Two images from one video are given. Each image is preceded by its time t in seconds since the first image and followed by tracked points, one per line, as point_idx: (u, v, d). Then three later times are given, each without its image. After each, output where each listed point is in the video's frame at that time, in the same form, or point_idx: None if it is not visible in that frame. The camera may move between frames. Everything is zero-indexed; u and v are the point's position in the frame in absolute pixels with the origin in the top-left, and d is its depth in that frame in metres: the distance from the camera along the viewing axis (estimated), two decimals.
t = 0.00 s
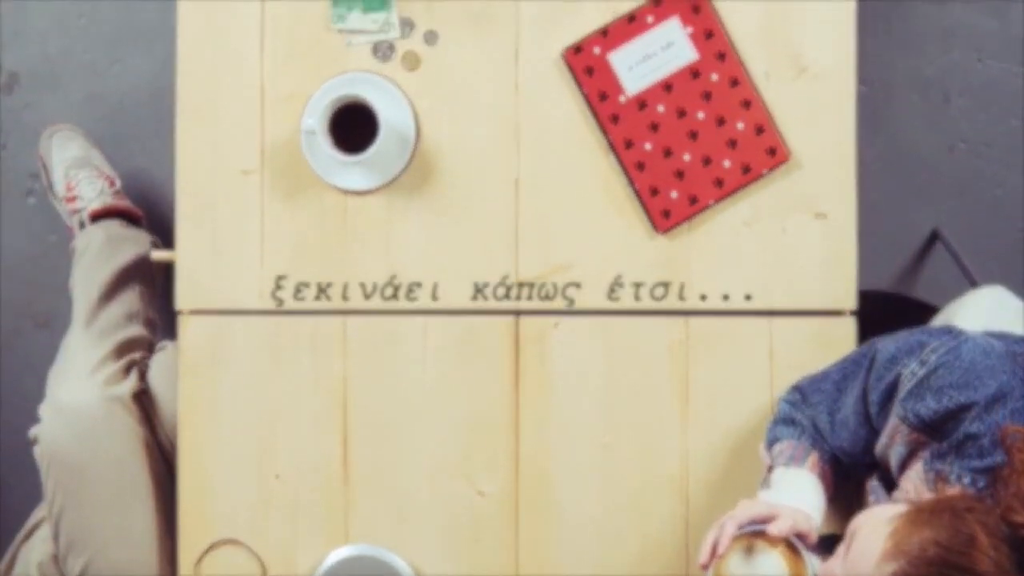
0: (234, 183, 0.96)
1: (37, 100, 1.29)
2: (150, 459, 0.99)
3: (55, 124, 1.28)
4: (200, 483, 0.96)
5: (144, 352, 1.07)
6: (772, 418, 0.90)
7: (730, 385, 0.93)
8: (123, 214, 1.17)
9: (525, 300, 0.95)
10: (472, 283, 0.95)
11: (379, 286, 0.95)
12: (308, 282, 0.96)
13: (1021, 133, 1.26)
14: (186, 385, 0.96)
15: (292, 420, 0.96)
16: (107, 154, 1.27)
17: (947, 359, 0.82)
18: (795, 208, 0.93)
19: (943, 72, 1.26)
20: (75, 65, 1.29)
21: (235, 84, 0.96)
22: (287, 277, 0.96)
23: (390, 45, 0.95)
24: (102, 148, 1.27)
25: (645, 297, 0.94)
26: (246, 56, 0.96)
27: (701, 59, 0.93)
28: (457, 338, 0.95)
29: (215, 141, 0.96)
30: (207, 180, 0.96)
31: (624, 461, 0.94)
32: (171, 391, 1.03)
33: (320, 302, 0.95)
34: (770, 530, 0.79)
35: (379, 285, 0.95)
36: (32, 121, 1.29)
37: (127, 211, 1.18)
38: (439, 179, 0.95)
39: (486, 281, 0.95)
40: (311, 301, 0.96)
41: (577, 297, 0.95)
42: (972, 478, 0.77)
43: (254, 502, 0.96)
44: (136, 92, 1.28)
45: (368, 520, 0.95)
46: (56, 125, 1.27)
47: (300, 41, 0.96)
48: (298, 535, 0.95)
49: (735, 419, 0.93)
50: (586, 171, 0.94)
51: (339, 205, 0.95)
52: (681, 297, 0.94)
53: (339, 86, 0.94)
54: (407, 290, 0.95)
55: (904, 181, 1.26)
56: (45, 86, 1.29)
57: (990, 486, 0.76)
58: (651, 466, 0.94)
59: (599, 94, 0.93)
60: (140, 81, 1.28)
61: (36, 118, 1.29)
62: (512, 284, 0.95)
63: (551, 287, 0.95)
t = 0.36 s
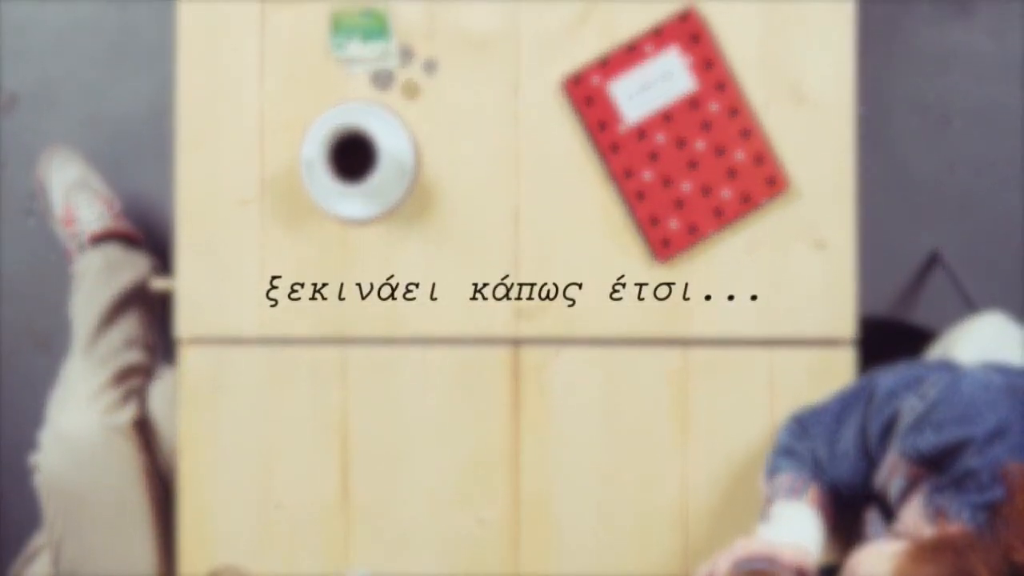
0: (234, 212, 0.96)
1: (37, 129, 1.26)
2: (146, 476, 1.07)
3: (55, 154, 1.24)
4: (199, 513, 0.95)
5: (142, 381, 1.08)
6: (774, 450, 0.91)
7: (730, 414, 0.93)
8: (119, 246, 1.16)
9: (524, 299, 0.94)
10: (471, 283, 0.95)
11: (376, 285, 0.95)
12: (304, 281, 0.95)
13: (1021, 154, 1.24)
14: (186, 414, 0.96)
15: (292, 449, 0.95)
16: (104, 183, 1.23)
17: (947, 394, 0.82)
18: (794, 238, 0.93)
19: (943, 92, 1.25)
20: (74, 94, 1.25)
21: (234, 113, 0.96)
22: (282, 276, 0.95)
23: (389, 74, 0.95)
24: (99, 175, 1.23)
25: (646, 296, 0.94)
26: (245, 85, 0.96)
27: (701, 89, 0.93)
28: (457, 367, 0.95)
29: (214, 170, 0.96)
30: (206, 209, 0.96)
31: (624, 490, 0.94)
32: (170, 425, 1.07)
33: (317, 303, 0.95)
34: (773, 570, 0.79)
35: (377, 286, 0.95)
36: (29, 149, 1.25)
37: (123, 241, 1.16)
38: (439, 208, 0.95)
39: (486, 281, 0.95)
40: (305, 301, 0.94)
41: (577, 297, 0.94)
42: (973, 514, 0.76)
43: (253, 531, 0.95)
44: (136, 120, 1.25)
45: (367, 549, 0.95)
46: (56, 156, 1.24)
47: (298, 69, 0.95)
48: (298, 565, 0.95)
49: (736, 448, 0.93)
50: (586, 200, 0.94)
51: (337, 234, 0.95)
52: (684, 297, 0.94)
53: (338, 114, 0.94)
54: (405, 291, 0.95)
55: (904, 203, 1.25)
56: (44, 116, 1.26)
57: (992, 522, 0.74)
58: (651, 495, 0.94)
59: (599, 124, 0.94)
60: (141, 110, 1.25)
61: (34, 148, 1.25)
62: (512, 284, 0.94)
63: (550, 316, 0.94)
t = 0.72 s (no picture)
0: (233, 241, 0.96)
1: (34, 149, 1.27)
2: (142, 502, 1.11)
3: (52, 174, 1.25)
4: (199, 540, 0.96)
5: (142, 407, 1.13)
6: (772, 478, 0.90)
7: (730, 443, 0.93)
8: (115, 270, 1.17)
9: (524, 299, 0.94)
10: (471, 283, 0.95)
11: (376, 285, 0.95)
12: (303, 281, 0.95)
13: (1019, 174, 1.24)
14: (186, 441, 0.96)
15: (292, 477, 0.95)
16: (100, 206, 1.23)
17: (947, 426, 0.82)
18: (794, 267, 0.93)
19: (943, 114, 1.25)
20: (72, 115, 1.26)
21: (234, 141, 0.96)
22: (281, 275, 0.95)
23: (389, 102, 0.95)
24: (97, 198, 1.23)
25: (646, 296, 0.94)
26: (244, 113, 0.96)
27: (700, 117, 0.93)
28: (457, 396, 0.95)
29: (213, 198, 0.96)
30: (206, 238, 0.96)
31: (624, 518, 0.94)
32: (169, 450, 1.10)
33: (316, 303, 0.95)
34: None
35: (377, 286, 0.95)
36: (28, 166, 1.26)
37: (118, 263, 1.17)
38: (438, 237, 0.95)
39: (486, 281, 0.94)
40: (305, 301, 0.95)
41: (577, 297, 0.94)
42: (971, 546, 0.78)
43: (254, 559, 0.95)
44: (134, 140, 1.24)
45: None
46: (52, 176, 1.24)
47: (298, 97, 0.95)
48: None
49: (736, 477, 0.93)
50: (586, 229, 0.94)
51: (338, 261, 0.95)
52: (685, 297, 0.94)
53: (338, 142, 0.94)
54: (405, 291, 0.95)
55: (903, 224, 1.24)
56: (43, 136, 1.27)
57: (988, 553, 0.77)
58: (651, 524, 0.94)
59: (599, 153, 0.94)
60: (138, 134, 1.25)
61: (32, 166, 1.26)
62: (512, 284, 0.94)
63: (550, 345, 0.94)
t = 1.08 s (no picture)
0: (233, 269, 0.96)
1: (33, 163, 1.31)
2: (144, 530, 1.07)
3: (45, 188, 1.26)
4: (199, 569, 0.95)
5: (142, 434, 1.11)
6: (771, 507, 0.89)
7: (730, 472, 0.93)
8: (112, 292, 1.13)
9: (524, 300, 0.94)
10: (471, 283, 0.95)
11: (376, 285, 0.95)
12: (304, 281, 0.95)
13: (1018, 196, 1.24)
14: (186, 470, 0.96)
15: (292, 506, 0.95)
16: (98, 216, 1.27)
17: (946, 461, 0.82)
18: (794, 296, 0.93)
19: (942, 135, 1.25)
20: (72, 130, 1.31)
21: (233, 170, 0.96)
22: (281, 276, 0.95)
23: (389, 131, 0.95)
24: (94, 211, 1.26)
25: (646, 296, 0.94)
26: (243, 142, 0.96)
27: (699, 146, 0.93)
28: (457, 425, 0.95)
29: (212, 227, 0.96)
30: (205, 266, 0.96)
31: (623, 547, 0.94)
32: (170, 477, 1.09)
33: (316, 303, 0.95)
34: None
35: (377, 286, 0.95)
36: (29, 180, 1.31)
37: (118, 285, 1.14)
38: (438, 265, 0.95)
39: (486, 281, 0.95)
40: (305, 301, 0.95)
41: (577, 297, 0.94)
42: None
43: None
44: (134, 162, 1.30)
45: None
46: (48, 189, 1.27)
47: (297, 126, 0.95)
48: None
49: (735, 506, 0.93)
50: (586, 258, 0.94)
51: (338, 290, 0.95)
52: (684, 297, 0.94)
53: (338, 171, 0.93)
54: (405, 291, 0.95)
55: (903, 245, 1.24)
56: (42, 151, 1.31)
57: None
58: (651, 553, 0.94)
59: (598, 182, 0.94)
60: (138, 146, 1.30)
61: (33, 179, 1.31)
62: (512, 284, 0.94)
63: (549, 373, 0.95)
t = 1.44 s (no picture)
0: (232, 297, 0.96)
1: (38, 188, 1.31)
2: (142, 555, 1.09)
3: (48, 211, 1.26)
4: None
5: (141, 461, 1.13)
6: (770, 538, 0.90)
7: (729, 501, 0.93)
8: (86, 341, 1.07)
9: (524, 299, 0.94)
10: (471, 283, 0.95)
11: (376, 285, 0.93)
12: (303, 281, 0.95)
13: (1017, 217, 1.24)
14: (186, 499, 0.96)
15: (291, 536, 0.95)
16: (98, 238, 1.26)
17: (946, 495, 0.82)
18: (794, 325, 0.93)
19: (942, 157, 1.25)
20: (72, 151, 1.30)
21: (232, 198, 0.96)
22: (281, 276, 0.95)
23: (388, 159, 0.95)
24: (93, 230, 1.24)
25: (646, 296, 0.94)
26: (242, 170, 0.96)
27: (699, 175, 0.93)
28: (456, 454, 0.95)
29: (211, 256, 0.96)
30: (205, 295, 0.96)
31: None
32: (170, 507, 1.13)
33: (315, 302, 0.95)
34: None
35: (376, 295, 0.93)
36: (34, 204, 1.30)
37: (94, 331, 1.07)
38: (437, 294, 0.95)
39: (486, 281, 0.95)
40: (305, 300, 0.95)
41: (577, 297, 0.94)
42: None
43: None
44: (133, 181, 1.30)
45: None
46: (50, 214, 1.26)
47: (297, 155, 0.96)
48: None
49: (735, 536, 0.93)
50: (585, 291, 0.94)
51: (338, 318, 0.95)
52: (684, 297, 0.93)
53: (338, 201, 0.93)
54: (405, 291, 0.95)
55: (901, 266, 1.24)
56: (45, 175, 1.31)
57: None
58: None
59: (598, 211, 0.94)
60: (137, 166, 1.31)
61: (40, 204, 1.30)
62: (512, 284, 0.94)
63: (549, 403, 0.95)
